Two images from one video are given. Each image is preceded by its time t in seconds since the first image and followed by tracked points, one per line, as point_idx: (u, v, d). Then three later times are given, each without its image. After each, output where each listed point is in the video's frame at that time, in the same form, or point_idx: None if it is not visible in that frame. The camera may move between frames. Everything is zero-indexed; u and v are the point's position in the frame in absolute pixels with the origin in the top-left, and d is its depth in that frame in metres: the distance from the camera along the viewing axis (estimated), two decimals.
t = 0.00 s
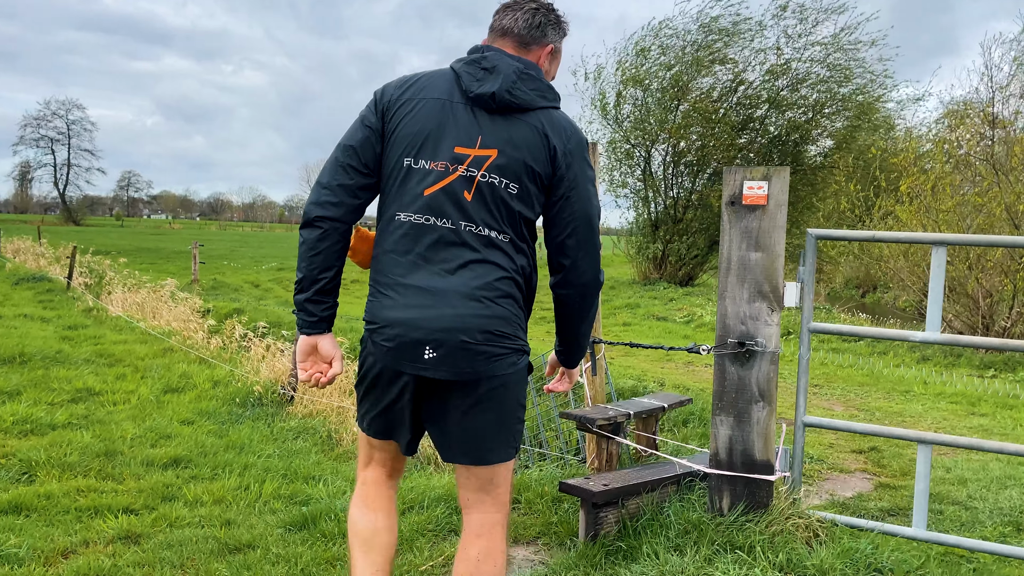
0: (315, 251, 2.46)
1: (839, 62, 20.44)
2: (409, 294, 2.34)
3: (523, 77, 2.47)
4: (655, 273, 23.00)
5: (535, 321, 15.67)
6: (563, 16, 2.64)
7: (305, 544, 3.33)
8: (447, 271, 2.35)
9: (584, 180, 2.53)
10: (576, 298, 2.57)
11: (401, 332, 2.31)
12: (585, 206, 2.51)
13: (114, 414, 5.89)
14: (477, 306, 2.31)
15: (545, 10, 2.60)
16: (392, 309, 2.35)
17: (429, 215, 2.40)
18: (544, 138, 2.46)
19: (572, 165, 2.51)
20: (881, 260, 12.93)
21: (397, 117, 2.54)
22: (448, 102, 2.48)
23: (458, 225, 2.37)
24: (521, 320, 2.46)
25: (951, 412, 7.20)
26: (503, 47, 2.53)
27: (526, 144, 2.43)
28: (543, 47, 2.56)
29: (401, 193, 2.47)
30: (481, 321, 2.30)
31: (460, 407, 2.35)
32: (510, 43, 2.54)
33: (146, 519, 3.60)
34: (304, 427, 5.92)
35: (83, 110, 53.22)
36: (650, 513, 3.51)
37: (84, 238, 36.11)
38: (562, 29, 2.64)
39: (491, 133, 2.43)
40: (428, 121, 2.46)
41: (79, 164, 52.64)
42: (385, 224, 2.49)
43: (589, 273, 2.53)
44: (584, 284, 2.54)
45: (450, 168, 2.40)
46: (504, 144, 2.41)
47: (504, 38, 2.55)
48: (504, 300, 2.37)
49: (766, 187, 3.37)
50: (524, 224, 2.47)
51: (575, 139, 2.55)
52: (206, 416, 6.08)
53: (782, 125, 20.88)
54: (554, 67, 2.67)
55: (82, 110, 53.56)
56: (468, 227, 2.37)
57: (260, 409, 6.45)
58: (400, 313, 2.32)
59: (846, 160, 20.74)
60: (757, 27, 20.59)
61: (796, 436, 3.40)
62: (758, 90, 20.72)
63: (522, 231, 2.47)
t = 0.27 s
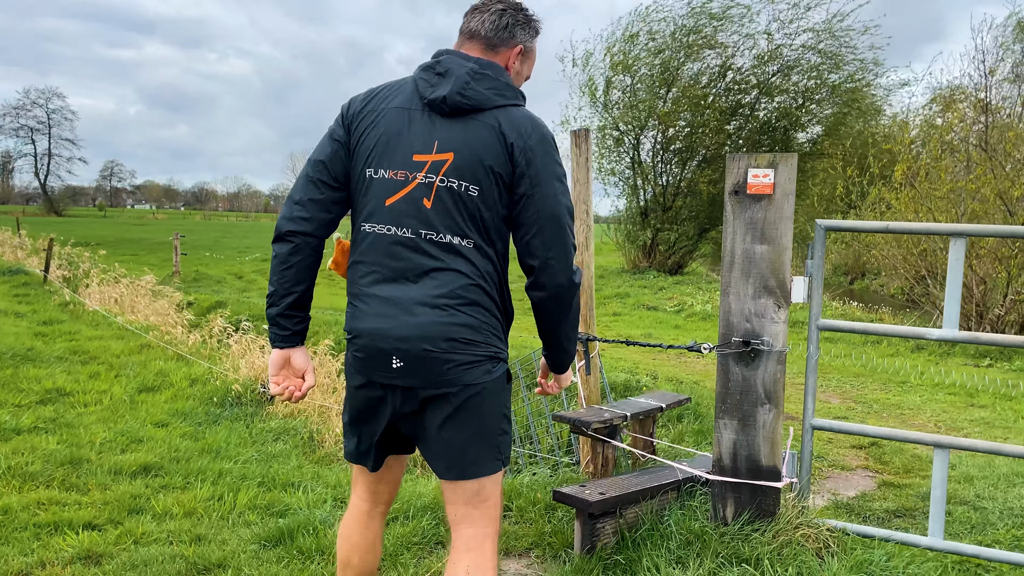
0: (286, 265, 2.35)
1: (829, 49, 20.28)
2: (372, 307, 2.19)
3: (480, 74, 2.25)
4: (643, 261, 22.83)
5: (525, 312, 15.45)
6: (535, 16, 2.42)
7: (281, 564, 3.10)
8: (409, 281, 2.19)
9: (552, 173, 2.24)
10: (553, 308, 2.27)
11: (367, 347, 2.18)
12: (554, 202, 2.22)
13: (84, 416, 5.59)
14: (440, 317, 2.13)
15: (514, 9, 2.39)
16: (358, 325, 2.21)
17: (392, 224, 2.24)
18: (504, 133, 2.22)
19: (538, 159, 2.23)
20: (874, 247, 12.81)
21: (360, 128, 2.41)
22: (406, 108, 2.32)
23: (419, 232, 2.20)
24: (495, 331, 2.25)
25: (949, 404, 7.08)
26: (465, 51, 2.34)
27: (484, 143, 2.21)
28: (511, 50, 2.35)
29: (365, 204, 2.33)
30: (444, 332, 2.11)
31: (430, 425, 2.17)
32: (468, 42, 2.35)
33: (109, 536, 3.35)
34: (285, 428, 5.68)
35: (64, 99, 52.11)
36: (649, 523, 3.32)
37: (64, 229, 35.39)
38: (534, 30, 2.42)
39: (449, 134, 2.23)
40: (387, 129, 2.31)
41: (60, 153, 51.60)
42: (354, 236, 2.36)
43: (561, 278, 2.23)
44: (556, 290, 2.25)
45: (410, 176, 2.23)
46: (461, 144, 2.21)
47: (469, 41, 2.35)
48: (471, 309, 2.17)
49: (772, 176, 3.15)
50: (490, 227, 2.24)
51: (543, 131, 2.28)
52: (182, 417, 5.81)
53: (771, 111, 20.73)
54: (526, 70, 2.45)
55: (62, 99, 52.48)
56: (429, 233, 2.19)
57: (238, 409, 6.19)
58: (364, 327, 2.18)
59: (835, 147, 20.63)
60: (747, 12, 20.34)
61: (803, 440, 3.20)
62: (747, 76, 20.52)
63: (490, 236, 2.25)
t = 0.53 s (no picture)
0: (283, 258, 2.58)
1: (823, 39, 20.13)
2: (340, 294, 2.32)
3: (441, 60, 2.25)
4: (636, 253, 22.70)
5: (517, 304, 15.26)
6: (521, 6, 2.36)
7: None
8: (369, 269, 2.27)
9: (497, 147, 2.12)
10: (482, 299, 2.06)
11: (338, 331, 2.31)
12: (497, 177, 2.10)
13: (61, 417, 5.37)
14: (394, 303, 2.20)
15: None
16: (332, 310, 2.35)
17: (359, 214, 2.34)
18: (447, 114, 2.18)
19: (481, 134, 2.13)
20: (869, 239, 12.72)
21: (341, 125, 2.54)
22: (372, 101, 2.39)
23: (378, 221, 2.27)
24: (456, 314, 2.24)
25: (950, 399, 6.96)
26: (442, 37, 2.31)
27: (429, 127, 2.19)
28: (493, 42, 2.31)
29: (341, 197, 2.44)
30: (397, 317, 2.18)
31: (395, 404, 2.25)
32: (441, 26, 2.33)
33: (80, 550, 3.16)
34: (272, 428, 5.49)
35: (49, 89, 51.26)
36: (652, 532, 3.17)
37: (49, 221, 34.79)
38: (520, 21, 2.37)
39: (401, 122, 2.26)
40: (352, 124, 2.40)
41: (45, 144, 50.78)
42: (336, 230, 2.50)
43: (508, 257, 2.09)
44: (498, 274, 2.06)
45: (370, 167, 2.30)
46: (409, 131, 2.22)
47: (450, 31, 2.30)
48: (427, 296, 2.20)
49: (782, 165, 2.96)
50: (442, 210, 2.22)
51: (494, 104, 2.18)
52: (164, 417, 5.60)
53: (764, 101, 20.58)
54: (510, 62, 2.41)
55: (47, 89, 51.62)
56: (387, 222, 2.26)
57: (222, 409, 5.99)
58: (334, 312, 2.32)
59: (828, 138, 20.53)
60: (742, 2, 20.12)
61: (814, 445, 3.05)
62: (741, 66, 20.31)
63: (444, 218, 2.23)
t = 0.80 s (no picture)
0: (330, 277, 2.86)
1: (820, 34, 20.04)
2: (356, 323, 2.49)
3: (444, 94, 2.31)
4: (632, 249, 22.60)
5: (513, 301, 15.15)
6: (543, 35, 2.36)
7: None
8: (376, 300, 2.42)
9: (468, 186, 2.09)
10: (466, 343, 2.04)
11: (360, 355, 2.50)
12: (471, 215, 2.06)
13: (46, 421, 5.22)
14: (390, 336, 2.33)
15: (519, 28, 2.33)
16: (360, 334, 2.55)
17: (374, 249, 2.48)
18: (427, 155, 2.22)
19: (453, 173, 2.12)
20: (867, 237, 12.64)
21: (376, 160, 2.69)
22: (388, 140, 2.51)
23: (380, 255, 2.41)
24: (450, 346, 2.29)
25: (951, 400, 6.89)
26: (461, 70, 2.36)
27: (415, 167, 2.26)
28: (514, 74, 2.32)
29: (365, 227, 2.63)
30: (387, 349, 2.31)
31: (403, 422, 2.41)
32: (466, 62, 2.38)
33: (62, 566, 3.02)
34: (264, 432, 5.36)
35: (40, 81, 50.70)
36: (657, 546, 3.07)
37: (39, 216, 34.45)
38: (541, 50, 2.36)
39: (396, 163, 2.35)
40: (370, 159, 2.57)
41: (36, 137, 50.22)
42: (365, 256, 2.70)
43: (488, 297, 2.04)
44: (468, 313, 2.03)
45: (377, 203, 2.45)
46: (401, 171, 2.30)
47: (472, 65, 2.35)
48: (416, 329, 2.28)
49: (794, 167, 2.83)
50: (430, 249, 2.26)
51: (474, 139, 2.15)
52: (153, 421, 5.46)
53: (760, 96, 20.48)
54: (533, 89, 2.41)
55: (38, 81, 51.07)
56: (385, 256, 2.38)
57: (213, 412, 5.86)
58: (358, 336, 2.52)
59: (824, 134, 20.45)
60: None
61: (826, 456, 2.97)
62: (737, 62, 20.17)
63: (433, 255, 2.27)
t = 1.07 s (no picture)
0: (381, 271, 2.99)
1: (822, 31, 19.94)
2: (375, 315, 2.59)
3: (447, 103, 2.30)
4: (632, 246, 22.60)
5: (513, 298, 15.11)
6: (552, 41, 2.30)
7: None
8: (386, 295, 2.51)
9: (441, 182, 2.08)
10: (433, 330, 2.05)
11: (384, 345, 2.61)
12: (441, 209, 2.05)
13: (47, 419, 5.18)
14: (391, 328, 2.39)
15: (526, 36, 2.29)
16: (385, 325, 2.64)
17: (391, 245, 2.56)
18: (414, 155, 2.25)
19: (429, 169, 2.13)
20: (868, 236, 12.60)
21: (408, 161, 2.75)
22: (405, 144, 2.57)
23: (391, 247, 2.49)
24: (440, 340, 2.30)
25: (955, 401, 6.87)
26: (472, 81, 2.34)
27: (409, 162, 2.28)
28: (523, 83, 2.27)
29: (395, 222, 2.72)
30: (389, 336, 2.37)
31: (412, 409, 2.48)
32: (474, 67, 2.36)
33: (65, 569, 2.99)
34: (267, 431, 5.34)
35: (39, 76, 50.51)
36: (667, 551, 3.06)
37: (38, 211, 34.35)
38: (551, 56, 2.30)
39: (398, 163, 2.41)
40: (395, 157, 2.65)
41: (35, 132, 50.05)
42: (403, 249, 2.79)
43: (451, 289, 2.01)
44: (432, 302, 2.02)
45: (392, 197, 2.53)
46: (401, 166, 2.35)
47: (484, 78, 2.33)
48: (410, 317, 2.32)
49: (808, 168, 2.79)
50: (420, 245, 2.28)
51: (455, 139, 2.15)
52: (155, 419, 5.43)
53: (761, 94, 20.37)
54: (547, 96, 2.35)
55: (37, 76, 50.90)
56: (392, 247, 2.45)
57: (215, 410, 5.83)
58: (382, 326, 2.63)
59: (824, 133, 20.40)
60: None
61: (837, 460, 3.00)
62: (739, 60, 20.08)
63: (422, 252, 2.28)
